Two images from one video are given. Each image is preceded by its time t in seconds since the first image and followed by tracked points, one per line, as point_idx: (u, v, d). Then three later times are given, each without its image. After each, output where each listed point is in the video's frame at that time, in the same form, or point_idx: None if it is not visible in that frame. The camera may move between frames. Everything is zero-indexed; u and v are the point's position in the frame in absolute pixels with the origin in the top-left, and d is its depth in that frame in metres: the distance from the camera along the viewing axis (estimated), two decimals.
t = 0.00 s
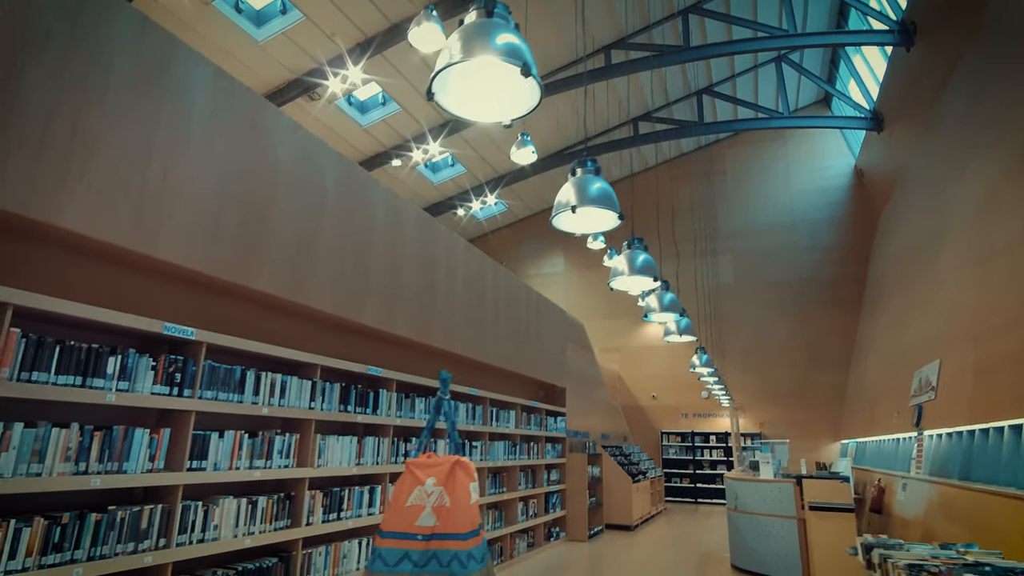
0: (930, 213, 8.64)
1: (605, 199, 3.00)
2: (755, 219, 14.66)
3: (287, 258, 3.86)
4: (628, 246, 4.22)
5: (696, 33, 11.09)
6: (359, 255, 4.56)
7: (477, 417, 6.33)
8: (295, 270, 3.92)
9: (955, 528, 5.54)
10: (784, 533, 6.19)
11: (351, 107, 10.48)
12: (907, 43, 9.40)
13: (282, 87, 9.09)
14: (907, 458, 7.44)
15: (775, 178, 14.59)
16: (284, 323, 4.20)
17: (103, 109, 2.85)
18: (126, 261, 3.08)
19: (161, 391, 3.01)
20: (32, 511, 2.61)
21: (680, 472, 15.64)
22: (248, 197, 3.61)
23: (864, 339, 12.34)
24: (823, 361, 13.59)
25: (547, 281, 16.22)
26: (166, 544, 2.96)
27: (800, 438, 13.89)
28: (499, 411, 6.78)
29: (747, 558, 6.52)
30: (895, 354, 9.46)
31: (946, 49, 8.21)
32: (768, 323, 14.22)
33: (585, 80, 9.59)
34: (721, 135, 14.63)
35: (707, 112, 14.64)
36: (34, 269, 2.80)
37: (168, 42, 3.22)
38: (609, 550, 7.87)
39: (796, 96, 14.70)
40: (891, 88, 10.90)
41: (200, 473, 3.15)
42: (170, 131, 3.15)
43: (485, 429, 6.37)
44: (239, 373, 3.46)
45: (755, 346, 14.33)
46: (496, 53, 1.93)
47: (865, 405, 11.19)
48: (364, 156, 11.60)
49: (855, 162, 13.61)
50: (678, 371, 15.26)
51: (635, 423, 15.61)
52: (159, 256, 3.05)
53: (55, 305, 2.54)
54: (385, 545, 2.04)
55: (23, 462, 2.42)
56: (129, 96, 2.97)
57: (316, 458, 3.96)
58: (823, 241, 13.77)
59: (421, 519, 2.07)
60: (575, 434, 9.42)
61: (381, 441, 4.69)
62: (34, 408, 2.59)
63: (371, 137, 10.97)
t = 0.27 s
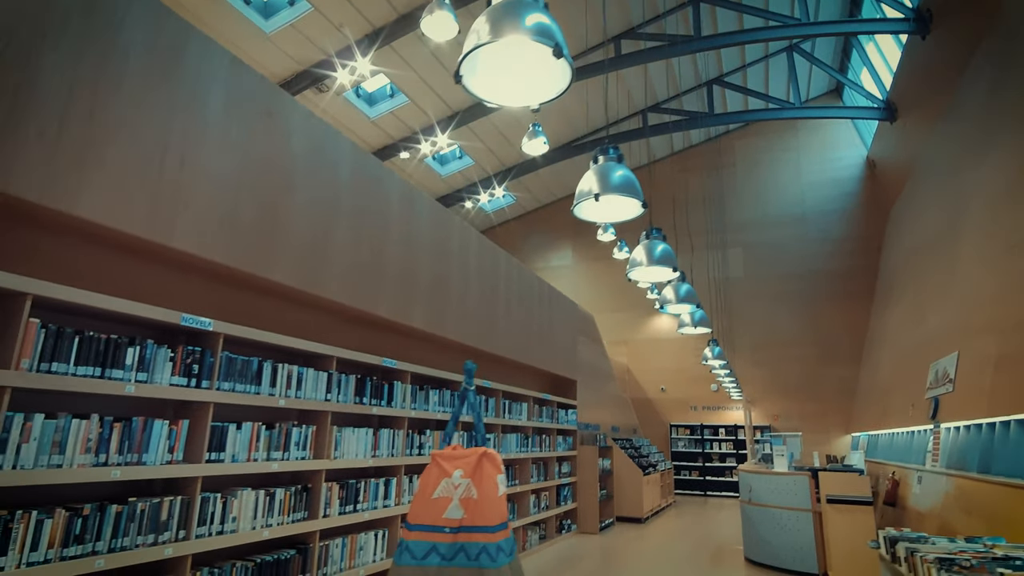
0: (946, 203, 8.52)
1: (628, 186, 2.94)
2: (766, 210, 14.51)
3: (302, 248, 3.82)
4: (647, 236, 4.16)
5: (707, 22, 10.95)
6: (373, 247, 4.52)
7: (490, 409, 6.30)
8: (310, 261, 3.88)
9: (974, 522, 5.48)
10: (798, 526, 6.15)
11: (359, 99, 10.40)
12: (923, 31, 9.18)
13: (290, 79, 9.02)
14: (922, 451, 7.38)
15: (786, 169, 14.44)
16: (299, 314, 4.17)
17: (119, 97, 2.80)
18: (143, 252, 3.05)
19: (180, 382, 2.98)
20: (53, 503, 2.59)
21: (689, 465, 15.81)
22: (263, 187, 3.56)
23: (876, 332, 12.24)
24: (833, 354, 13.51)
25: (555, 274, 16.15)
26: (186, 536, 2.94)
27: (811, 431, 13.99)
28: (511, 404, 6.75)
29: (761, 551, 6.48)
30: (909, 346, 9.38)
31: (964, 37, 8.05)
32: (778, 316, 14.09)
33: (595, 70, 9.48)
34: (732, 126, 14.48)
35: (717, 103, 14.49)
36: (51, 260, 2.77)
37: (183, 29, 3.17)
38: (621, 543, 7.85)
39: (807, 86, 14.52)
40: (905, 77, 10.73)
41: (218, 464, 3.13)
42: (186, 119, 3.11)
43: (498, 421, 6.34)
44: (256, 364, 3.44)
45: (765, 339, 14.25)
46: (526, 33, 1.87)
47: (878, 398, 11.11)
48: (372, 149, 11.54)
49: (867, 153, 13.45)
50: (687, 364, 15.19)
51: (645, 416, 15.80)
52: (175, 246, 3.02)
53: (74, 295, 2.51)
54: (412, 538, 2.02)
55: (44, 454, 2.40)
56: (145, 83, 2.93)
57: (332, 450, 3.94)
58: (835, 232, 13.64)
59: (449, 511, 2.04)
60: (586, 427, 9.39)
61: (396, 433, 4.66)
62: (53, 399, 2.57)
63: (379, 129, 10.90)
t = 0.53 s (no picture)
0: (959, 193, 8.41)
1: (649, 174, 2.89)
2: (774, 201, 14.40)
3: (317, 239, 3.79)
4: (664, 226, 4.11)
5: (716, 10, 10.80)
6: (386, 238, 4.49)
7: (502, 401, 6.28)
8: (325, 252, 3.85)
9: (989, 514, 5.44)
10: (811, 517, 6.13)
11: (365, 91, 10.32)
12: (936, 19, 9.07)
13: (296, 70, 8.94)
14: (935, 443, 7.34)
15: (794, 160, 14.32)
16: (313, 306, 4.14)
17: (135, 86, 2.76)
18: (159, 243, 3.02)
19: (198, 374, 2.96)
20: (73, 496, 2.57)
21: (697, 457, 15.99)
22: (278, 177, 3.53)
23: (886, 323, 12.17)
24: (842, 346, 13.45)
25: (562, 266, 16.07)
26: (205, 528, 2.93)
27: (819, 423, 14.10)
28: (522, 396, 6.74)
29: (773, 543, 6.46)
30: (921, 338, 9.33)
31: (979, 24, 7.91)
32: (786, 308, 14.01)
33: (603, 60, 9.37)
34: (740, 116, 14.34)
35: (725, 93, 14.35)
36: (66, 251, 2.73)
37: (196, 17, 3.12)
38: (631, 535, 7.85)
39: (816, 75, 14.37)
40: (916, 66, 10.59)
41: (236, 457, 3.11)
42: (201, 108, 3.07)
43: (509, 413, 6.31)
44: (272, 356, 3.42)
45: (773, 330, 14.18)
46: (557, 16, 1.83)
47: (888, 390, 11.06)
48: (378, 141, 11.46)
49: (877, 143, 13.32)
50: (694, 357, 15.14)
51: (652, 408, 16.03)
52: (192, 236, 2.98)
53: (93, 286, 2.48)
54: (439, 530, 1.99)
55: (64, 446, 2.38)
56: (160, 72, 2.88)
57: (348, 442, 3.92)
58: (844, 223, 13.52)
59: (476, 503, 2.01)
60: (595, 419, 9.37)
61: (410, 425, 4.65)
62: (73, 391, 2.55)
63: (385, 120, 10.81)
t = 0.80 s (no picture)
0: (970, 184, 8.33)
1: (671, 162, 2.85)
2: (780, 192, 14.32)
3: (330, 230, 3.76)
4: (680, 216, 4.07)
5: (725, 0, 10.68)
6: (399, 229, 4.46)
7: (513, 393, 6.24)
8: (338, 243, 3.82)
9: (1002, 505, 5.42)
10: (823, 508, 6.11)
11: (369, 82, 10.24)
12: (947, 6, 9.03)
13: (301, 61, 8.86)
14: (947, 434, 7.31)
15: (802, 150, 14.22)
16: (326, 297, 4.11)
17: (150, 75, 2.72)
18: (174, 233, 2.99)
19: (215, 366, 2.94)
20: (93, 488, 2.56)
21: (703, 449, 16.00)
22: (292, 167, 3.49)
23: (894, 315, 12.12)
24: (850, 338, 13.41)
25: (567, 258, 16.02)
26: (224, 521, 2.92)
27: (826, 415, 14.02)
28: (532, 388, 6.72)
29: (784, 534, 6.45)
30: (931, 329, 9.28)
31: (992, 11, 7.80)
32: (793, 299, 13.95)
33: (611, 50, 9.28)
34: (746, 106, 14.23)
35: (732, 83, 14.23)
36: (82, 242, 2.71)
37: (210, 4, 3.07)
38: (641, 526, 7.84)
39: (824, 64, 14.24)
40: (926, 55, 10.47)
41: (254, 449, 3.10)
42: (215, 97, 3.03)
43: (520, 405, 6.28)
44: (288, 348, 3.40)
45: (780, 322, 14.14)
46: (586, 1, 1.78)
47: (896, 381, 11.02)
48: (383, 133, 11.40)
49: (885, 133, 13.21)
50: (700, 348, 15.11)
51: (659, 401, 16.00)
52: (208, 227, 2.95)
53: (111, 277, 2.46)
54: (467, 521, 1.97)
55: (85, 438, 2.37)
56: (175, 61, 2.85)
57: (363, 434, 3.91)
58: (852, 214, 13.45)
59: (504, 495, 1.99)
60: (603, 411, 9.35)
61: (423, 417, 4.64)
62: (92, 383, 2.53)
63: (390, 112, 10.73)
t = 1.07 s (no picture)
0: (983, 175, 8.24)
1: (696, 150, 2.81)
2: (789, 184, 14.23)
3: (347, 221, 3.73)
4: (698, 207, 4.03)
5: None
6: (414, 219, 4.43)
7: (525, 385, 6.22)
8: (355, 233, 3.80)
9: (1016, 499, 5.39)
10: (836, 500, 6.09)
11: (377, 73, 10.19)
12: None
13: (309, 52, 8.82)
14: (960, 426, 7.28)
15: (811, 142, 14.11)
16: (342, 288, 4.10)
17: (170, 63, 2.70)
18: (194, 224, 2.97)
19: (236, 357, 2.93)
20: (117, 478, 2.56)
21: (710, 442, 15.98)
22: (309, 157, 3.47)
23: (904, 307, 12.05)
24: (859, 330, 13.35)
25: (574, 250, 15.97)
26: (246, 511, 2.92)
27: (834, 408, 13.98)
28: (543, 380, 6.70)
29: (796, 526, 6.44)
30: (943, 321, 9.23)
31: None
32: (801, 292, 13.88)
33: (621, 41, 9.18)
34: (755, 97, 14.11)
35: (740, 74, 14.11)
36: (102, 232, 2.69)
37: None
38: (651, 518, 7.84)
39: (834, 55, 14.10)
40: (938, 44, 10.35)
41: (274, 440, 3.09)
42: (234, 86, 3.00)
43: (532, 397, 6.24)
44: (306, 339, 3.39)
45: (788, 314, 14.08)
46: None
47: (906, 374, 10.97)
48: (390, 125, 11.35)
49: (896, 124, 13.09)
50: (707, 341, 15.08)
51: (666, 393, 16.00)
52: (228, 217, 2.93)
53: (135, 267, 2.44)
54: (499, 513, 1.96)
55: (110, 429, 2.36)
56: (194, 49, 2.82)
57: (380, 426, 3.90)
58: (861, 206, 13.35)
59: (535, 487, 1.98)
60: (613, 403, 9.34)
61: (438, 409, 4.63)
62: (115, 374, 2.52)
63: (397, 104, 10.67)
